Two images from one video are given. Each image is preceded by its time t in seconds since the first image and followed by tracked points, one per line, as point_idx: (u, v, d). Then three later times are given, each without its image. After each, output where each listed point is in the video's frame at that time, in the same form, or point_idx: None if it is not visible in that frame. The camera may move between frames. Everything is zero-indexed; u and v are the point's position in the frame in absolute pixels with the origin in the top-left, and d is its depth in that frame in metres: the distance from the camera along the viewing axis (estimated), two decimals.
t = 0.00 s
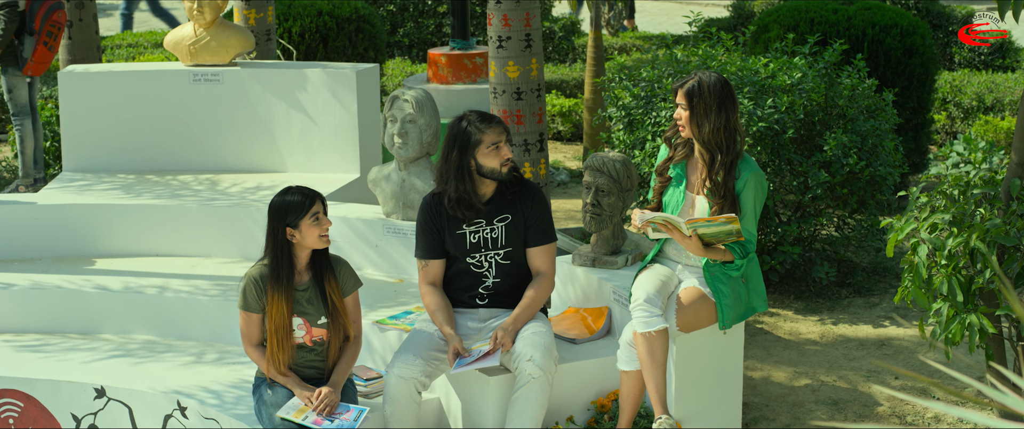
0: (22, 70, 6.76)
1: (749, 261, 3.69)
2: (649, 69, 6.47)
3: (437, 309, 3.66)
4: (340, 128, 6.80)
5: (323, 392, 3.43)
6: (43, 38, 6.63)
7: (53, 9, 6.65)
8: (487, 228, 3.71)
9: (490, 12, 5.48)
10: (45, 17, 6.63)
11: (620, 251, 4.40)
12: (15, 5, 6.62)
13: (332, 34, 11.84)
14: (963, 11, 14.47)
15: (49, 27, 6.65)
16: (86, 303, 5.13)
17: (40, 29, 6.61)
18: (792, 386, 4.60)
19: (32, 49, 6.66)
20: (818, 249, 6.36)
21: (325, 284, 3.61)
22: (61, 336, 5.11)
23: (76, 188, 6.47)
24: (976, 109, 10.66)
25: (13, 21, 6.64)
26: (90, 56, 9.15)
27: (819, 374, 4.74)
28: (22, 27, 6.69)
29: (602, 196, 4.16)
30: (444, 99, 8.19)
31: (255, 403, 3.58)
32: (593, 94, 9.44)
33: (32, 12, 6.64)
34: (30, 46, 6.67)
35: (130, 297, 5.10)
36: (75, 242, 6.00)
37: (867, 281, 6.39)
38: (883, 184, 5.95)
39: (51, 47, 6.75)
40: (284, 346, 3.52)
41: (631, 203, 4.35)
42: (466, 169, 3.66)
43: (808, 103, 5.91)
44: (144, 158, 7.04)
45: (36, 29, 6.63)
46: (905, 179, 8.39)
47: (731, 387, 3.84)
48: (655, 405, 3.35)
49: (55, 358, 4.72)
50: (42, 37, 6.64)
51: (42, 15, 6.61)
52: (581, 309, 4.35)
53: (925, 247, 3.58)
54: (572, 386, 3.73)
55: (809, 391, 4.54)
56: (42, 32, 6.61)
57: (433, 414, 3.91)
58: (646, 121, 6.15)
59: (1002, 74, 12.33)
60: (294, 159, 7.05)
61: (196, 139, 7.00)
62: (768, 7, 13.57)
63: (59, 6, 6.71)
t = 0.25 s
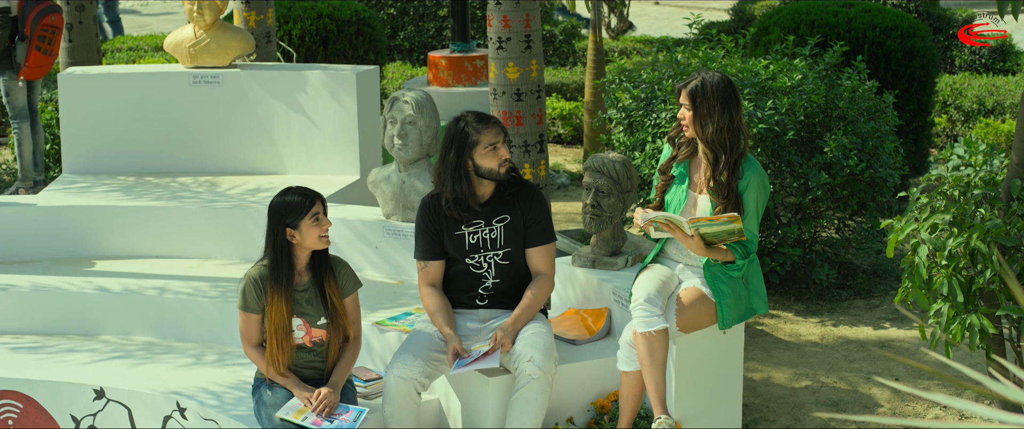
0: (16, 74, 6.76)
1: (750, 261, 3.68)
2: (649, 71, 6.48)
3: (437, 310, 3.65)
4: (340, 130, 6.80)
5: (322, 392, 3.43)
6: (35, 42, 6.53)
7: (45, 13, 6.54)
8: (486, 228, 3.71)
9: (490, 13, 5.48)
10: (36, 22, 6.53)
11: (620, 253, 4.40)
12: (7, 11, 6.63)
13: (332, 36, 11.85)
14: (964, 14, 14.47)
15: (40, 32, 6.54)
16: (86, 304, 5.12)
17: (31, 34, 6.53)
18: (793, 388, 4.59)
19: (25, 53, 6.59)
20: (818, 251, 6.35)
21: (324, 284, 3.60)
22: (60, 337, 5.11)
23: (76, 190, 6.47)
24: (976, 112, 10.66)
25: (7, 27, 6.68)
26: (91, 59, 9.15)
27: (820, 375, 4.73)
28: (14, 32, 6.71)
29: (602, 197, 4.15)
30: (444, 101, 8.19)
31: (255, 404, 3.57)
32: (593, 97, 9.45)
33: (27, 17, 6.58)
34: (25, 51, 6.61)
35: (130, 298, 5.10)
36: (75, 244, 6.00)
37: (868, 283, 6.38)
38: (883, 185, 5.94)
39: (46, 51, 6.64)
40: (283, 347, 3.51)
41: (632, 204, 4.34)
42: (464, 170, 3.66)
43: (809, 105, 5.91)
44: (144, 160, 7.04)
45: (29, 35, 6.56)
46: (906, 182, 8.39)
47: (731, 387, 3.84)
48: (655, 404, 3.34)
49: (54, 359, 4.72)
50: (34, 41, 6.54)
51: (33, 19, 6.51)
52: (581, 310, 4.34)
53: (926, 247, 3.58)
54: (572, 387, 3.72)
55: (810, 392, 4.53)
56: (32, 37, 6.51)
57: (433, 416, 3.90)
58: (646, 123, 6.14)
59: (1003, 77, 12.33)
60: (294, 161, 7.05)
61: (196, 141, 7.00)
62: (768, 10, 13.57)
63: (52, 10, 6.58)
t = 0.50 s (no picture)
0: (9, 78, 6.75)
1: (750, 262, 3.68)
2: (649, 73, 6.48)
3: (437, 310, 3.65)
4: (340, 132, 6.80)
5: (322, 393, 3.42)
6: (26, 47, 6.55)
7: (37, 17, 6.53)
8: (486, 228, 3.71)
9: (490, 14, 5.48)
10: (27, 25, 6.53)
11: (620, 253, 4.39)
12: None
13: (332, 39, 11.85)
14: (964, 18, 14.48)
15: (31, 36, 6.55)
16: (85, 306, 5.12)
17: (22, 38, 6.54)
18: (793, 389, 4.59)
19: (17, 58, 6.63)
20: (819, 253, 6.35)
21: (324, 285, 3.59)
22: (60, 339, 5.10)
23: (76, 191, 6.47)
24: (977, 115, 10.66)
25: None
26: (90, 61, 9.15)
27: (820, 376, 4.72)
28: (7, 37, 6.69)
29: (602, 198, 4.15)
30: (444, 103, 8.19)
31: (254, 405, 3.57)
32: (593, 99, 9.45)
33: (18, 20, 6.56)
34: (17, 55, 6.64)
35: (129, 300, 5.09)
36: (75, 245, 6.00)
37: (868, 285, 6.38)
38: (883, 187, 5.94)
39: (38, 55, 6.68)
40: (283, 347, 3.51)
41: (632, 205, 4.34)
42: (463, 170, 3.66)
43: (809, 107, 5.90)
44: (144, 162, 7.04)
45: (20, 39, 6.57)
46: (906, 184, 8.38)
47: (731, 388, 3.83)
48: (654, 404, 3.33)
49: (53, 361, 4.71)
50: (25, 46, 6.57)
51: (24, 23, 6.51)
52: (581, 311, 4.34)
53: (925, 247, 3.58)
54: (572, 388, 3.72)
55: (810, 394, 4.53)
56: (23, 41, 6.53)
57: (432, 417, 3.89)
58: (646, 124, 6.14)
59: (1003, 80, 12.33)
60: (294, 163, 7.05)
61: (196, 142, 7.00)
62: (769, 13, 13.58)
63: (44, 13, 6.57)
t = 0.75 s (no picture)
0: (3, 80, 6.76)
1: (750, 264, 3.68)
2: (649, 75, 6.49)
3: (436, 311, 3.65)
4: (340, 134, 6.80)
5: (321, 393, 3.42)
6: (18, 50, 6.55)
7: (31, 20, 6.53)
8: (486, 228, 3.71)
9: (489, 16, 5.48)
10: (20, 29, 6.52)
11: (620, 255, 4.39)
12: None
13: (331, 42, 11.86)
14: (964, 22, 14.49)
15: (24, 39, 6.54)
16: (84, 308, 5.12)
17: (14, 41, 6.54)
18: (793, 390, 4.58)
19: (10, 61, 6.64)
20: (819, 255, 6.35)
21: (323, 286, 3.59)
22: (59, 341, 5.10)
23: (76, 194, 6.46)
24: (977, 118, 10.66)
25: None
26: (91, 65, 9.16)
27: (820, 378, 4.72)
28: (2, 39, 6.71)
29: (601, 200, 4.15)
30: (444, 106, 8.20)
31: (253, 406, 3.56)
32: (593, 102, 9.45)
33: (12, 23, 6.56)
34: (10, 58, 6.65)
35: (128, 301, 5.09)
36: (74, 247, 6.00)
37: (868, 287, 6.37)
38: (883, 189, 5.94)
39: (32, 58, 6.68)
40: (282, 348, 3.51)
41: (631, 207, 4.34)
42: (463, 170, 3.66)
43: (809, 108, 5.90)
44: (143, 164, 7.04)
45: (13, 41, 6.58)
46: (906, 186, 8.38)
47: (731, 390, 3.83)
48: (654, 404, 3.33)
49: (52, 362, 4.71)
50: (18, 49, 6.57)
51: (18, 26, 6.51)
52: (581, 312, 4.34)
53: (926, 248, 3.58)
54: (572, 389, 3.71)
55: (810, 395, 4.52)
56: (15, 45, 6.53)
57: (432, 418, 3.89)
58: (646, 126, 6.14)
59: (1004, 84, 12.33)
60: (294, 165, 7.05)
61: (196, 145, 7.00)
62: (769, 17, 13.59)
63: (39, 17, 6.57)
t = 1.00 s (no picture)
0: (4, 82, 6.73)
1: (750, 265, 3.68)
2: (649, 77, 6.49)
3: (436, 312, 3.64)
4: (340, 136, 6.80)
5: (320, 394, 3.41)
6: (23, 50, 6.55)
7: (37, 22, 6.55)
8: (487, 229, 3.70)
9: (489, 17, 5.48)
10: (27, 29, 6.54)
11: (620, 256, 4.39)
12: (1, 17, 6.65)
13: (331, 45, 11.87)
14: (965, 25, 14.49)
15: (29, 40, 6.56)
16: (84, 309, 5.11)
17: (20, 41, 6.55)
18: (793, 392, 4.57)
19: (13, 61, 6.63)
20: (819, 257, 6.34)
21: (322, 286, 3.58)
22: (58, 342, 5.09)
23: (76, 196, 6.46)
24: (977, 121, 10.66)
25: None
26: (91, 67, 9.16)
27: (820, 379, 4.71)
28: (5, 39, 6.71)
29: (601, 201, 4.15)
30: (444, 108, 8.20)
31: (252, 407, 3.56)
32: (593, 105, 9.45)
33: (19, 23, 6.58)
34: (14, 58, 6.64)
35: (128, 303, 5.08)
36: (74, 249, 6.00)
37: (869, 289, 6.37)
38: (884, 191, 5.93)
39: (36, 60, 6.68)
40: (281, 349, 3.50)
41: (632, 208, 4.34)
42: (466, 171, 3.65)
43: (809, 110, 5.90)
44: (143, 166, 7.03)
45: (18, 42, 6.58)
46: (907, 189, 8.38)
47: (731, 391, 3.82)
48: (653, 404, 3.32)
49: (52, 364, 4.70)
50: (23, 49, 6.57)
51: (24, 27, 6.52)
52: (580, 313, 4.33)
53: (926, 248, 3.59)
54: (572, 390, 3.71)
55: (810, 397, 4.51)
56: (21, 44, 6.54)
57: (431, 419, 3.88)
58: (645, 128, 6.14)
59: (1004, 87, 12.33)
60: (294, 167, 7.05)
61: (196, 147, 7.00)
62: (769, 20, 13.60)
63: (45, 19, 6.59)
